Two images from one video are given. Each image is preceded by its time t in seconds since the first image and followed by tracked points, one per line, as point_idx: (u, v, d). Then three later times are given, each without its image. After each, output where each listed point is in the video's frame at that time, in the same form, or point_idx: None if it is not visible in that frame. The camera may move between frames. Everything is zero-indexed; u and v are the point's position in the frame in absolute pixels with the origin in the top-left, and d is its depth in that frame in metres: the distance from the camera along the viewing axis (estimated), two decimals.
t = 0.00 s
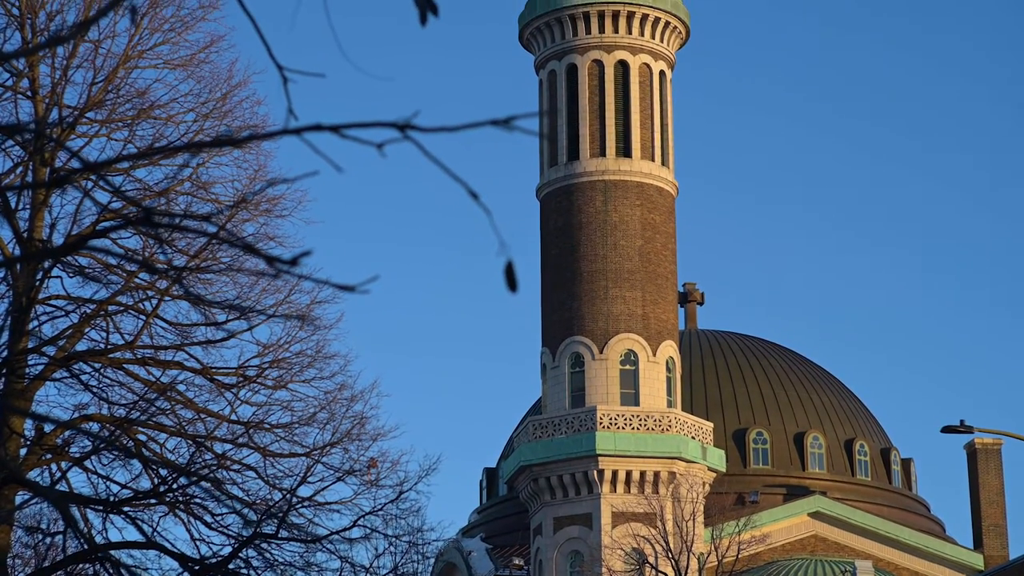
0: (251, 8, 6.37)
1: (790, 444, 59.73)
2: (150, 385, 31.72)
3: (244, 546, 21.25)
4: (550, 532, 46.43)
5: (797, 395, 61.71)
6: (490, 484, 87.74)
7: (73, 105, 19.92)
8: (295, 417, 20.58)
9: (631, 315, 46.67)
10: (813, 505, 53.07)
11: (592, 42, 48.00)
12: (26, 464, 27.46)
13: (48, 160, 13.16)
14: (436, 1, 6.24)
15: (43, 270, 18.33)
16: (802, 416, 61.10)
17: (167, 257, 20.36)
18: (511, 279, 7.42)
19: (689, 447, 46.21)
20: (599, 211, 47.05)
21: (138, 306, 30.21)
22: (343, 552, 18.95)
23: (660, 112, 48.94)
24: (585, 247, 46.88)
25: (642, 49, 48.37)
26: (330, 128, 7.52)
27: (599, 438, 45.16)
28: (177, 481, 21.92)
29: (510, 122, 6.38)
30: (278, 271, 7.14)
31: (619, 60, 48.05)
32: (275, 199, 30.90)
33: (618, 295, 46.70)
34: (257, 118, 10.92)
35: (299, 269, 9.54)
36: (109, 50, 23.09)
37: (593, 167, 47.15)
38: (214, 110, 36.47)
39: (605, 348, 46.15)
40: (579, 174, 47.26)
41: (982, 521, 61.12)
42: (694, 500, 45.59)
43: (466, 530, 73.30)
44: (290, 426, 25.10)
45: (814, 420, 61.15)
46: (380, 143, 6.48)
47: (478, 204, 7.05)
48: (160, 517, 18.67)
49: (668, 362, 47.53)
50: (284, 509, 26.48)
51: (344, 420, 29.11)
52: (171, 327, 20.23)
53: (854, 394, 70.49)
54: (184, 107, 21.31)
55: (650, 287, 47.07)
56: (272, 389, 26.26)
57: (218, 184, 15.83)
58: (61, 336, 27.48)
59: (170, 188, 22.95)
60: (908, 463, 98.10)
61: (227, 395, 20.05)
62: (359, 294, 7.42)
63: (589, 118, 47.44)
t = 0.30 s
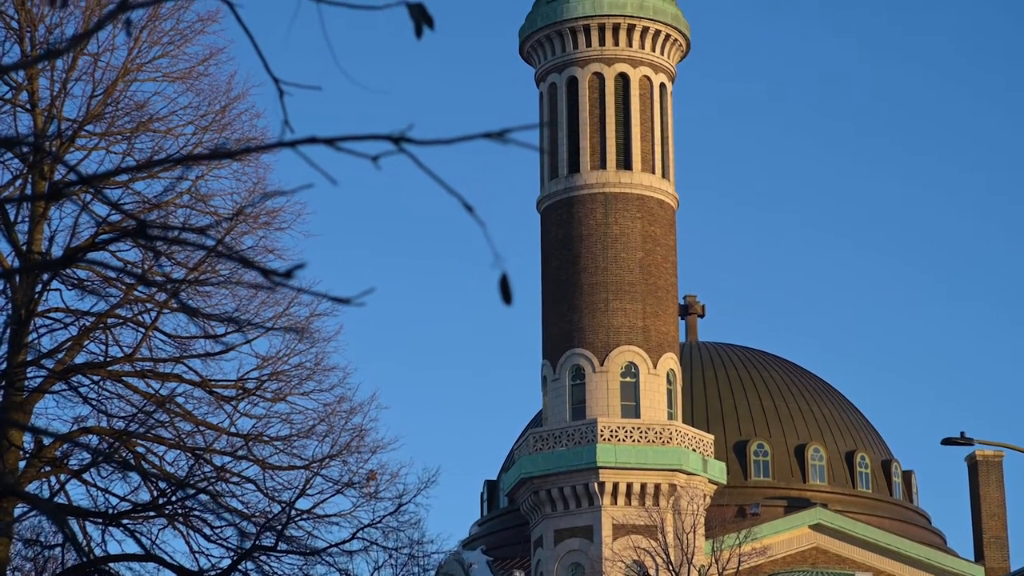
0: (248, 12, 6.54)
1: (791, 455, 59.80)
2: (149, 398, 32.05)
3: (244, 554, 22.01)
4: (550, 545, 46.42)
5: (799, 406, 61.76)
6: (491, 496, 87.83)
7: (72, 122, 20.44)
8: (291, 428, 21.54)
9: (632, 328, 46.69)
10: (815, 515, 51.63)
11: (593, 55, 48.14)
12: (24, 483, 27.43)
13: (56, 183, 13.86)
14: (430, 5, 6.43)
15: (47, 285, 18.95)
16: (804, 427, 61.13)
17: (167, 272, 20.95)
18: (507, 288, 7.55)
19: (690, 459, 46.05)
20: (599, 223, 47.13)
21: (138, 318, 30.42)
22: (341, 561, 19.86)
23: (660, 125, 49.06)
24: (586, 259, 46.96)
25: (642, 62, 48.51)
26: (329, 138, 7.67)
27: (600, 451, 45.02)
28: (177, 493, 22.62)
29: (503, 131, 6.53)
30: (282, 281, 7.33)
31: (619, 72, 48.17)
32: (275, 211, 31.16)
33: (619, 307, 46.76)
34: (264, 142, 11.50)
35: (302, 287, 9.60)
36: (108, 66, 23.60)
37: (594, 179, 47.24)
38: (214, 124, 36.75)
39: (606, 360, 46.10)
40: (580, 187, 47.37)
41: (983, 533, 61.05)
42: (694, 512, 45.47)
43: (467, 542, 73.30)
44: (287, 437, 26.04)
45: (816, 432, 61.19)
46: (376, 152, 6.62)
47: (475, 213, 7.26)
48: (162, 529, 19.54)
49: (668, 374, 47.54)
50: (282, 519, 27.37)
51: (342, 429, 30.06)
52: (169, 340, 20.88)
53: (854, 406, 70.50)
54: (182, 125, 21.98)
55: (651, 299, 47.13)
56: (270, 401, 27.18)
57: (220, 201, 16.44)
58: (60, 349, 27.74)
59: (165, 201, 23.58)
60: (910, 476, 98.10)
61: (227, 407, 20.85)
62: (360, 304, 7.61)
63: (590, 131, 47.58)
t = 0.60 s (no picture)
0: (260, 3, 6.54)
1: (789, 463, 59.42)
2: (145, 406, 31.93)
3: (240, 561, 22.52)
4: (549, 553, 46.03)
5: (797, 413, 61.49)
6: (490, 505, 87.44)
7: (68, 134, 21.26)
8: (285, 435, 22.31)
9: (630, 336, 46.43)
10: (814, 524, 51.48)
11: (591, 63, 48.03)
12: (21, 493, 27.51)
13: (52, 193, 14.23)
14: None
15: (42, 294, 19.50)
16: (802, 434, 60.84)
17: (163, 278, 21.76)
18: (496, 298, 7.58)
19: (688, 467, 45.62)
20: (597, 231, 46.96)
21: (135, 327, 30.66)
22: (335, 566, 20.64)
23: (658, 133, 48.94)
24: (584, 267, 46.79)
25: (640, 70, 48.38)
26: (321, 146, 7.61)
27: (598, 459, 44.62)
28: (173, 501, 23.25)
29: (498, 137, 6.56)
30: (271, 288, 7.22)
31: (618, 80, 48.06)
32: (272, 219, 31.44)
33: (617, 315, 46.50)
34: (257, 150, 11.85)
35: (297, 296, 9.39)
36: (104, 77, 24.12)
37: (592, 187, 47.09)
38: (210, 131, 36.87)
39: (604, 368, 45.85)
40: (578, 195, 47.18)
41: (981, 542, 60.63)
42: (692, 521, 45.09)
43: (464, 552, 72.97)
44: (281, 443, 26.62)
45: (814, 438, 60.91)
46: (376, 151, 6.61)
47: (466, 222, 7.15)
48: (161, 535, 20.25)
49: (667, 382, 47.18)
50: (278, 523, 27.99)
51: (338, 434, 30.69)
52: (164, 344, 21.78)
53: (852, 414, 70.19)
54: (177, 136, 22.82)
55: (649, 307, 46.90)
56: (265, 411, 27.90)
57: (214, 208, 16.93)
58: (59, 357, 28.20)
59: (160, 211, 24.25)
60: (910, 485, 97.61)
61: (222, 414, 21.74)
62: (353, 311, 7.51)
63: (588, 140, 47.45)
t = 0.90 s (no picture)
0: (261, 4, 6.49)
1: (788, 474, 58.93)
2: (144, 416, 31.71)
3: (240, 574, 22.15)
4: (548, 564, 45.82)
5: (796, 424, 61.01)
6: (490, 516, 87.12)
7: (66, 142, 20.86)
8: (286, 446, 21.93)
9: (629, 346, 46.23)
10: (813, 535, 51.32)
11: (590, 74, 47.82)
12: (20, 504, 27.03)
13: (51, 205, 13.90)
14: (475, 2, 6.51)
15: (42, 301, 19.00)
16: (802, 446, 60.36)
17: (162, 288, 21.34)
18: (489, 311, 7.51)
19: (688, 478, 45.44)
20: (597, 242, 46.84)
21: (134, 338, 30.45)
22: None
23: (658, 143, 48.78)
24: (583, 278, 46.60)
25: (639, 80, 48.16)
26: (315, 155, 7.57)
27: (597, 470, 44.44)
28: (171, 513, 22.74)
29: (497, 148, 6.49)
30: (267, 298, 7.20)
31: (617, 91, 47.86)
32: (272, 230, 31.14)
33: (616, 325, 46.36)
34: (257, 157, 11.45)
35: (293, 307, 9.22)
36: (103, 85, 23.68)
37: (591, 199, 46.89)
38: (207, 141, 36.68)
39: (604, 380, 45.63)
40: (577, 206, 47.02)
41: (980, 553, 60.29)
42: (692, 531, 44.64)
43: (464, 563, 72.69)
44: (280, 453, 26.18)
45: (814, 450, 60.43)
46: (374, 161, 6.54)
47: (459, 233, 7.14)
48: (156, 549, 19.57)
49: (666, 393, 47.04)
50: (279, 534, 27.55)
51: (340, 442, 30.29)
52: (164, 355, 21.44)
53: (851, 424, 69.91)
54: (177, 145, 22.47)
55: (648, 318, 46.69)
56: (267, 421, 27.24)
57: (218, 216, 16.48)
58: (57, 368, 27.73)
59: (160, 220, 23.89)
60: (909, 496, 97.28)
61: (222, 425, 21.32)
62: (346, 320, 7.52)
63: (586, 151, 47.30)
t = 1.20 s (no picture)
0: (257, 7, 6.10)
1: (787, 490, 57.75)
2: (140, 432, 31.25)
3: None
4: None
5: (796, 440, 59.86)
6: (490, 531, 86.60)
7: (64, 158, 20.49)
8: (285, 464, 21.61)
9: (628, 362, 45.85)
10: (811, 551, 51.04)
11: (589, 90, 47.50)
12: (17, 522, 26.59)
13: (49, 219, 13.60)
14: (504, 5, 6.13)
15: (39, 318, 18.65)
16: (801, 462, 59.25)
17: (161, 303, 20.99)
18: (487, 329, 7.15)
19: (688, 494, 45.09)
20: (596, 258, 46.45)
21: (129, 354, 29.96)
22: None
23: (657, 160, 48.48)
24: (583, 294, 46.23)
25: (638, 96, 47.86)
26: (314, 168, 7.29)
27: (597, 486, 44.12)
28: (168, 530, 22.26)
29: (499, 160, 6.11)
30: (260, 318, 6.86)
31: (616, 107, 47.56)
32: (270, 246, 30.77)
33: (615, 341, 45.94)
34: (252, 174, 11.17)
35: (281, 319, 8.85)
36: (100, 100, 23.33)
37: (590, 214, 46.55)
38: (205, 157, 36.49)
39: (603, 396, 45.30)
40: (576, 222, 46.69)
41: (980, 570, 59.72)
42: (691, 548, 44.21)
43: None
44: (278, 469, 25.79)
45: (814, 465, 59.32)
46: (369, 175, 6.14)
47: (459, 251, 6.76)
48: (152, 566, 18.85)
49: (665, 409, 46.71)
50: (278, 550, 27.17)
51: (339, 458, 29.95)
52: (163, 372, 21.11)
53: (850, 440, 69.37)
54: (176, 159, 22.11)
55: (648, 334, 46.33)
56: (264, 437, 26.71)
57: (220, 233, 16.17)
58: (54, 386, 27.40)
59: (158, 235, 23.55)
60: (910, 512, 96.66)
61: (220, 442, 20.94)
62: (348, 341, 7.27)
63: (586, 167, 46.94)
